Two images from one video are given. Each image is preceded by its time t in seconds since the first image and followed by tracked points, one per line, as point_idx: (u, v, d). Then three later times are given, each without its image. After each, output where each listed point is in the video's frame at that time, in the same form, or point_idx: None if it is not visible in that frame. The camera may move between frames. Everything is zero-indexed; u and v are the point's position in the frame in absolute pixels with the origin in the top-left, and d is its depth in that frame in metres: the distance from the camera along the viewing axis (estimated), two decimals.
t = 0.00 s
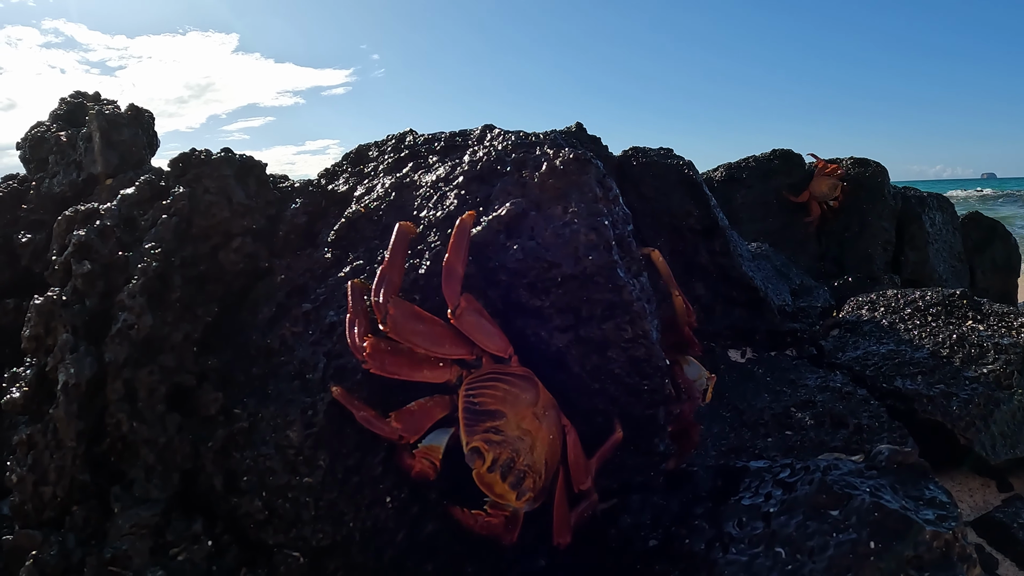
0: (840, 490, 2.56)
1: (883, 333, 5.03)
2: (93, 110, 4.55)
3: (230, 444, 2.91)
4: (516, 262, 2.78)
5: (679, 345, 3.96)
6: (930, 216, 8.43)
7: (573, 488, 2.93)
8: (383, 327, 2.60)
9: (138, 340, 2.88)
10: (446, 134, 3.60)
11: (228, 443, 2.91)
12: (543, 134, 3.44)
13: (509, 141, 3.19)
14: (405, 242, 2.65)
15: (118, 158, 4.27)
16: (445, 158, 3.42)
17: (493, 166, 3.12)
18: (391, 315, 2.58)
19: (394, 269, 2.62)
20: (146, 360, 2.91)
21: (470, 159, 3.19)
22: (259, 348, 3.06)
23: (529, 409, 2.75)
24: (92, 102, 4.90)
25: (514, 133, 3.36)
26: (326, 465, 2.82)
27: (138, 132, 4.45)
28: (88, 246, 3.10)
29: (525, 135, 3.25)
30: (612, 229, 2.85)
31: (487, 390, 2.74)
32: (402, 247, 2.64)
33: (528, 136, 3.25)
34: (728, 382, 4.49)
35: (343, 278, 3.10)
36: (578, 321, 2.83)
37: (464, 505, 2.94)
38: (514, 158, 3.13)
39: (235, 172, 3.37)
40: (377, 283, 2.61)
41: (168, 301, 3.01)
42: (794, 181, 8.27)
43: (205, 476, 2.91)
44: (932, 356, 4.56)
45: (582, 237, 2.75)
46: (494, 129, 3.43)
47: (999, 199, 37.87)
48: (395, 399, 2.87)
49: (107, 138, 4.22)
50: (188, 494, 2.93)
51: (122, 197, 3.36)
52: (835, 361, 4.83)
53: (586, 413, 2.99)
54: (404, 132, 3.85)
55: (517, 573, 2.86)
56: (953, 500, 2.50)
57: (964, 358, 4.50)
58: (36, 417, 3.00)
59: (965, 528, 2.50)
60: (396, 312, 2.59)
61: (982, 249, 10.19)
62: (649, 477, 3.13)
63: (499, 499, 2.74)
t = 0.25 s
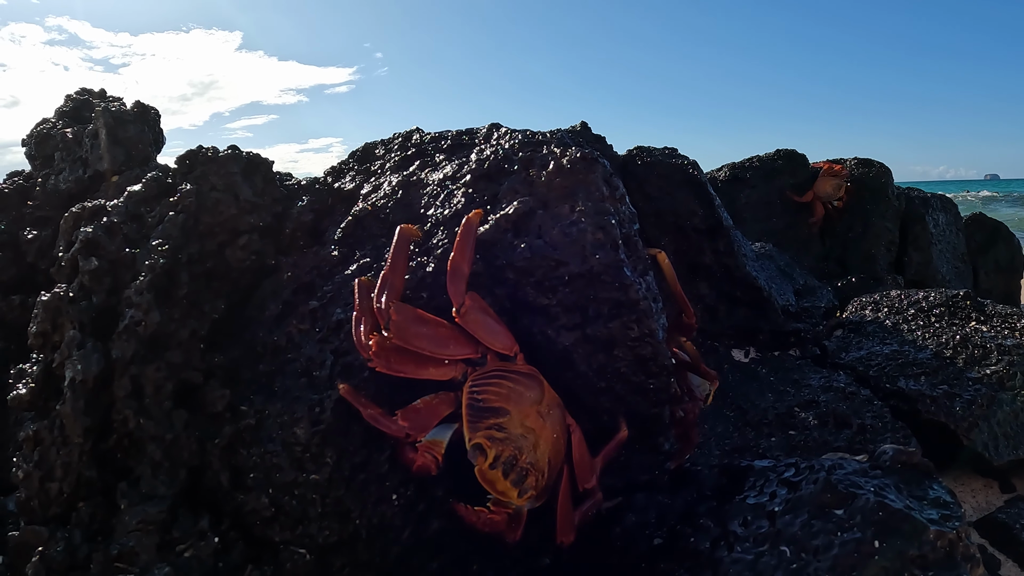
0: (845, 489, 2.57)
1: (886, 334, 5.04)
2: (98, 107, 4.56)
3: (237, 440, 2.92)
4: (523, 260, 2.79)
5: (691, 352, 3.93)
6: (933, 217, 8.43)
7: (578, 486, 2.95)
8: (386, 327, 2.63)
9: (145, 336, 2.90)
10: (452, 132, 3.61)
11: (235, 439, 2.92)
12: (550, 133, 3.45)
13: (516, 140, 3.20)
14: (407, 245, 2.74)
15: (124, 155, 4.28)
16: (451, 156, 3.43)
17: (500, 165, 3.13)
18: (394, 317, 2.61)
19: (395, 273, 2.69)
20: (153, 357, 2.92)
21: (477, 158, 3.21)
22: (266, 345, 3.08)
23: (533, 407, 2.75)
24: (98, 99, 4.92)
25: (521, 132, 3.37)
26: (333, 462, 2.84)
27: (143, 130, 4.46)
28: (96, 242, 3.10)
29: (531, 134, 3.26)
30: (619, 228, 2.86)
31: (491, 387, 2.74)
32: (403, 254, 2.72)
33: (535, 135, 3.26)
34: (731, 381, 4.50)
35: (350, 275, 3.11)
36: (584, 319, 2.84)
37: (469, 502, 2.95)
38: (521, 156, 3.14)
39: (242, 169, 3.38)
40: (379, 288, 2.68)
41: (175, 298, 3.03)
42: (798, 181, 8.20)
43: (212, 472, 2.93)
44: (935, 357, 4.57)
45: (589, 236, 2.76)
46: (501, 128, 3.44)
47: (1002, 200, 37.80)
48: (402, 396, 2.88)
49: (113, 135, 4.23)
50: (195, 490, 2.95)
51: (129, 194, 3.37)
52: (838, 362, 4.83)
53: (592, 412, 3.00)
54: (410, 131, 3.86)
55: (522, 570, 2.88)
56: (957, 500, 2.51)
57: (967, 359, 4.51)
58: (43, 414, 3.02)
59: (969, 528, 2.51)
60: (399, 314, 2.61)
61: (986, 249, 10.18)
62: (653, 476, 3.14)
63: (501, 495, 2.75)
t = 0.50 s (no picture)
0: (847, 489, 2.56)
1: (888, 334, 5.03)
2: (101, 104, 4.56)
3: (238, 438, 2.92)
4: (525, 259, 2.79)
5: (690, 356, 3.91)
6: (936, 217, 8.41)
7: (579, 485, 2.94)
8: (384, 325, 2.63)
9: (146, 334, 2.89)
10: (454, 130, 3.60)
11: (236, 437, 2.92)
12: (552, 131, 3.44)
13: (518, 138, 3.19)
14: (396, 239, 2.64)
15: (126, 152, 4.28)
16: (453, 154, 3.42)
17: (502, 163, 3.12)
18: (393, 316, 2.61)
19: (388, 267, 2.62)
20: (154, 354, 2.92)
21: (479, 156, 3.20)
22: (267, 343, 3.08)
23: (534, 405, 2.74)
24: (100, 97, 4.92)
25: (523, 130, 3.37)
26: (334, 460, 2.84)
27: (145, 127, 4.46)
28: (97, 239, 3.11)
29: (533, 132, 3.25)
30: (621, 226, 2.85)
31: (492, 384, 2.74)
32: (395, 244, 2.63)
33: (537, 133, 3.26)
34: (733, 381, 4.49)
35: (351, 273, 3.11)
36: (586, 318, 2.83)
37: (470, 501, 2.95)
38: (523, 154, 3.13)
39: (243, 167, 3.38)
40: (375, 283, 2.64)
41: (176, 296, 3.02)
42: (800, 181, 8.23)
43: (213, 470, 2.92)
44: (937, 357, 4.56)
45: (591, 234, 2.76)
46: (503, 126, 3.43)
47: (1004, 201, 37.74)
48: (403, 395, 2.87)
49: (115, 132, 4.23)
50: (196, 488, 2.94)
51: (130, 191, 3.37)
52: (840, 361, 4.83)
53: (594, 411, 2.99)
54: (412, 128, 3.86)
55: (523, 569, 2.87)
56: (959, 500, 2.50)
57: (969, 359, 4.50)
58: (44, 411, 3.02)
59: (971, 528, 2.51)
60: (398, 313, 2.62)
61: (988, 249, 10.16)
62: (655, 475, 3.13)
63: (501, 493, 2.75)
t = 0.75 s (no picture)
0: (845, 487, 2.56)
1: (887, 332, 5.03)
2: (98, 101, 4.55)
3: (236, 436, 2.92)
4: (524, 256, 2.78)
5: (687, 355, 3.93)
6: (935, 215, 8.41)
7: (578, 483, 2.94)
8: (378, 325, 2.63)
9: (143, 331, 2.88)
10: (452, 128, 3.59)
11: (233, 435, 2.92)
12: (550, 128, 3.43)
13: (516, 135, 3.18)
14: (392, 245, 2.69)
15: (123, 149, 4.27)
16: (452, 151, 3.41)
17: (500, 160, 3.11)
18: (388, 312, 2.59)
19: (385, 268, 2.64)
20: (152, 352, 2.91)
21: (477, 153, 3.19)
22: (265, 340, 3.07)
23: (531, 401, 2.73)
24: (97, 94, 4.90)
25: (521, 127, 3.36)
26: (332, 458, 2.83)
27: (143, 124, 4.45)
28: (94, 237, 3.09)
29: (532, 129, 3.24)
30: (619, 224, 2.84)
31: (489, 379, 2.72)
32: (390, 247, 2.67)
33: (535, 130, 3.25)
34: (733, 379, 4.48)
35: (349, 271, 3.10)
36: (585, 315, 2.82)
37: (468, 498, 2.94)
38: (522, 151, 3.12)
39: (241, 164, 3.37)
40: (371, 284, 2.66)
41: (174, 293, 3.01)
42: (800, 179, 8.20)
43: (210, 468, 2.92)
44: (936, 355, 4.56)
45: (589, 231, 2.75)
46: (501, 123, 3.43)
47: (1004, 199, 37.73)
48: (401, 392, 2.87)
49: (113, 130, 4.22)
50: (193, 486, 2.94)
51: (127, 188, 3.35)
52: (839, 359, 4.82)
53: (592, 409, 2.98)
54: (410, 126, 3.85)
55: (521, 567, 2.87)
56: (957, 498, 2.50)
57: (968, 357, 4.49)
58: (41, 409, 3.01)
59: (969, 526, 2.51)
60: (393, 309, 2.60)
61: (987, 247, 10.16)
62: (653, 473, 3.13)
63: (497, 489, 2.72)
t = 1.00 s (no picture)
0: (846, 485, 2.56)
1: (887, 330, 5.03)
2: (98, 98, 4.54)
3: (235, 433, 2.91)
4: (524, 253, 2.78)
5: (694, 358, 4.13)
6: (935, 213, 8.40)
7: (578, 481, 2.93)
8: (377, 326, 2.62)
9: (143, 329, 2.88)
10: (453, 125, 3.59)
11: (233, 432, 2.91)
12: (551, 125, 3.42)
13: (517, 132, 3.18)
14: (390, 248, 2.66)
15: (123, 147, 4.26)
16: (452, 148, 3.41)
17: (501, 157, 3.10)
18: (386, 315, 2.59)
19: (383, 270, 2.63)
20: (152, 349, 2.91)
21: (477, 150, 3.19)
22: (265, 338, 3.07)
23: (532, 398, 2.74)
24: (97, 91, 4.89)
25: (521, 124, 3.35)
26: (331, 455, 2.83)
27: (143, 121, 4.44)
28: (94, 234, 3.09)
29: (532, 127, 3.24)
30: (620, 221, 2.83)
31: (490, 375, 2.72)
32: (389, 250, 2.65)
33: (536, 127, 3.24)
34: (733, 377, 4.48)
35: (349, 268, 3.09)
36: (585, 313, 2.82)
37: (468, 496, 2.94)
38: (522, 149, 3.11)
39: (242, 161, 3.37)
40: (370, 285, 2.64)
41: (174, 290, 3.01)
42: (800, 177, 8.18)
43: (210, 466, 2.92)
44: (936, 353, 4.55)
45: (590, 229, 2.74)
46: (502, 120, 3.42)
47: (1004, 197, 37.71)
48: (401, 390, 2.86)
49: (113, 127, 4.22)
50: (193, 483, 2.94)
51: (127, 185, 3.35)
52: (839, 357, 4.82)
53: (593, 406, 2.98)
54: (411, 123, 3.84)
55: (521, 565, 2.87)
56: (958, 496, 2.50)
57: (968, 356, 4.49)
58: (41, 406, 3.01)
59: (969, 525, 2.51)
60: (392, 310, 2.59)
61: (987, 246, 10.15)
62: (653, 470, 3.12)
63: (497, 485, 2.74)
